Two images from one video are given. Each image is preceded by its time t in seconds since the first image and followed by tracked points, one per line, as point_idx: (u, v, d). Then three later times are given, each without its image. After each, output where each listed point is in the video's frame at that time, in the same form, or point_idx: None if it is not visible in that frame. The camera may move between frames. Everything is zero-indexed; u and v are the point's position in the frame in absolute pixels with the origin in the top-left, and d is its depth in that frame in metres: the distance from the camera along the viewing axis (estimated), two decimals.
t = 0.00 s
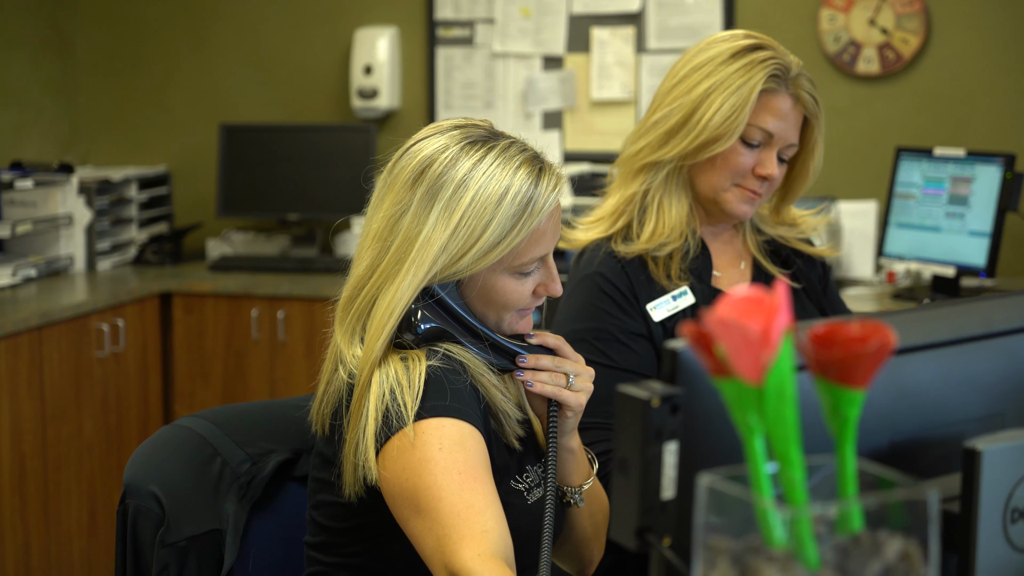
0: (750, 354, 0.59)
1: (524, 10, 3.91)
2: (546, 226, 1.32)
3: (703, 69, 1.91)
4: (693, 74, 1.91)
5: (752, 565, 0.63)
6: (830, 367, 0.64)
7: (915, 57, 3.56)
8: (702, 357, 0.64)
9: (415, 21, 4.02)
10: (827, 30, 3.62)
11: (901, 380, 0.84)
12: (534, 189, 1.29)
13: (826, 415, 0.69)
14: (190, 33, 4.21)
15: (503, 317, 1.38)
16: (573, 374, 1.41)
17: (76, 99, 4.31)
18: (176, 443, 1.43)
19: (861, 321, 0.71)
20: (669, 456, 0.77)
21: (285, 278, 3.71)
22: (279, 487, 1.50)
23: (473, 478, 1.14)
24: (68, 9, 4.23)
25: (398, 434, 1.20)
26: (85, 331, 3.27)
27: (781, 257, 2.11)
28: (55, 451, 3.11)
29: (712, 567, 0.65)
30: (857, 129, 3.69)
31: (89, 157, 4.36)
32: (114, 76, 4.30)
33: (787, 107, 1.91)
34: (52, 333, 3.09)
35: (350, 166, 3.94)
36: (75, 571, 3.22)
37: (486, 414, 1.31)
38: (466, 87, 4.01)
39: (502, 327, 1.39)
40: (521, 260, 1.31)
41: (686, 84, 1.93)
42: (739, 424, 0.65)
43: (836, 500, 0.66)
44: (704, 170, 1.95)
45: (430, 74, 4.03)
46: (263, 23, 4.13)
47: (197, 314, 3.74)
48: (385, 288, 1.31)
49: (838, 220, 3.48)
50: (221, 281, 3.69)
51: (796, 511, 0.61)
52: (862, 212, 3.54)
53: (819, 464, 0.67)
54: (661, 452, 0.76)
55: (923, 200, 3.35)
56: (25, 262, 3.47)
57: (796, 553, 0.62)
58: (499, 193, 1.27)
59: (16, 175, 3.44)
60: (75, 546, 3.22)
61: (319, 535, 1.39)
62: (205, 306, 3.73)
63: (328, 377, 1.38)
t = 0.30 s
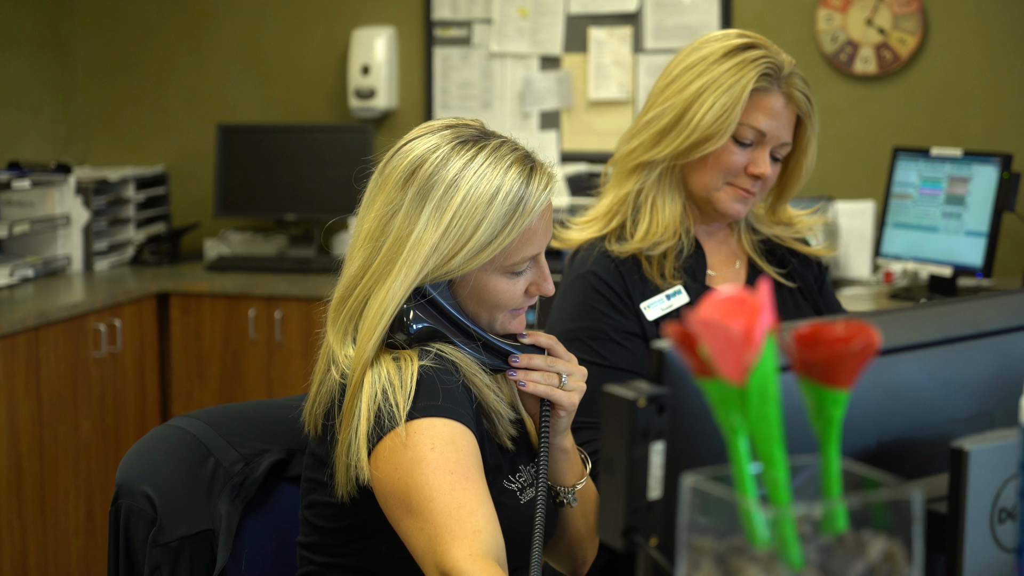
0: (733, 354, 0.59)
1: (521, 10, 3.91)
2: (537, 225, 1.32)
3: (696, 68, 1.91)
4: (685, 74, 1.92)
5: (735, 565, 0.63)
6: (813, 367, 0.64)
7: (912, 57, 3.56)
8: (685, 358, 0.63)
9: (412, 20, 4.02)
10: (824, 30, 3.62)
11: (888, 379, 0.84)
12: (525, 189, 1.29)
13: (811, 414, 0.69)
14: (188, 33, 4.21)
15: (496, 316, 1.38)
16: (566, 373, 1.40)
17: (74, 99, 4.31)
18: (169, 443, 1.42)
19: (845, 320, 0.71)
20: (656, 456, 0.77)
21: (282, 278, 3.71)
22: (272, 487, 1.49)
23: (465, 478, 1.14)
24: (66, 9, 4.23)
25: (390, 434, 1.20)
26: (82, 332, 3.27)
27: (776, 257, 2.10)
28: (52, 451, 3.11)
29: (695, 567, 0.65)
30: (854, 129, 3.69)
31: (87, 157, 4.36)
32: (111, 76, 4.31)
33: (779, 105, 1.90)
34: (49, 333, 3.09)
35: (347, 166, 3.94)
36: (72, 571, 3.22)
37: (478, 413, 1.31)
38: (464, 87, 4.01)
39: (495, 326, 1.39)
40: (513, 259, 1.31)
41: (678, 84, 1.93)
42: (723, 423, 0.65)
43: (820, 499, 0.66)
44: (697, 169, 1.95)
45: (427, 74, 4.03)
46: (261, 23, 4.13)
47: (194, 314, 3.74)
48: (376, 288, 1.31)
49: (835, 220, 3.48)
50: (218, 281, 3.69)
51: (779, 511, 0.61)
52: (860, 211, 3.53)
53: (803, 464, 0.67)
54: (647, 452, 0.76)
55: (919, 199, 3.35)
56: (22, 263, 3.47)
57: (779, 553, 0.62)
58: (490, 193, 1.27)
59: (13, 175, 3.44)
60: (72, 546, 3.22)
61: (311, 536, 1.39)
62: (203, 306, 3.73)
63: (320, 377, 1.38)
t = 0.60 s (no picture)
0: (714, 354, 0.59)
1: (518, 11, 3.91)
2: (529, 225, 1.32)
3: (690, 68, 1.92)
4: (679, 73, 1.92)
5: (716, 565, 0.63)
6: (796, 367, 0.64)
7: (909, 57, 3.56)
8: (668, 357, 0.63)
9: (409, 20, 4.02)
10: (821, 30, 3.62)
11: (876, 378, 0.84)
12: (517, 188, 1.29)
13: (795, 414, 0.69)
14: (185, 34, 4.21)
15: (488, 316, 1.38)
16: (559, 373, 1.40)
17: (71, 99, 4.31)
18: (161, 443, 1.42)
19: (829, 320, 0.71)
20: (641, 456, 0.77)
21: (279, 278, 3.71)
22: (264, 487, 1.50)
23: (456, 478, 1.14)
24: (63, 10, 4.23)
25: (382, 434, 1.20)
26: (79, 332, 3.27)
27: (773, 256, 2.09)
28: (49, 451, 3.11)
29: (677, 567, 0.65)
30: (851, 129, 3.69)
31: (84, 157, 4.36)
32: (108, 77, 4.30)
33: (772, 105, 1.90)
34: (46, 333, 3.09)
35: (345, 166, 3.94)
36: (69, 572, 3.22)
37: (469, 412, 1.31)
38: (461, 87, 4.01)
39: (487, 326, 1.39)
40: (505, 258, 1.31)
41: (673, 84, 1.93)
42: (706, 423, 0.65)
43: (803, 499, 0.66)
44: (690, 168, 1.95)
45: (425, 74, 4.03)
46: (258, 23, 4.13)
47: (191, 314, 3.74)
48: (369, 288, 1.31)
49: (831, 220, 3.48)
50: (215, 281, 3.69)
51: (760, 511, 0.61)
52: (856, 211, 3.52)
53: (786, 464, 0.67)
54: (633, 452, 0.76)
55: (916, 200, 3.35)
56: (19, 263, 3.47)
57: (761, 553, 0.62)
58: (482, 192, 1.27)
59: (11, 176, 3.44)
60: (69, 547, 3.22)
61: (303, 535, 1.39)
62: (200, 306, 3.73)
63: (313, 376, 1.38)
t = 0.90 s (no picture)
0: (696, 355, 0.59)
1: (516, 11, 3.91)
2: (521, 225, 1.32)
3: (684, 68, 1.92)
4: (673, 73, 1.92)
5: (698, 565, 0.63)
6: (779, 368, 0.64)
7: (906, 57, 3.56)
8: (651, 358, 0.63)
9: (407, 20, 4.02)
10: (818, 30, 3.62)
11: (863, 377, 0.85)
12: (507, 187, 1.29)
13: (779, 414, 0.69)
14: (182, 34, 4.21)
15: (480, 316, 1.37)
16: (551, 374, 1.40)
17: (69, 100, 4.31)
18: (153, 444, 1.42)
19: (813, 321, 0.71)
20: (627, 456, 0.77)
21: (276, 279, 3.71)
22: (256, 488, 1.49)
23: (446, 478, 1.14)
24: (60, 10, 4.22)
25: (372, 434, 1.20)
26: (75, 332, 3.26)
27: (768, 257, 2.09)
28: (45, 451, 3.11)
29: (660, 567, 0.65)
30: (848, 128, 3.69)
31: (81, 158, 4.36)
32: (105, 77, 4.30)
33: (766, 106, 1.90)
34: (42, 334, 3.09)
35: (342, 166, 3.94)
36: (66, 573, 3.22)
37: (461, 412, 1.32)
38: (458, 88, 4.01)
39: (479, 326, 1.39)
40: (497, 258, 1.31)
41: (667, 84, 1.93)
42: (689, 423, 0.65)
43: (786, 499, 0.66)
44: (683, 168, 1.96)
45: (422, 75, 4.03)
46: (255, 23, 4.13)
47: (187, 314, 3.74)
48: (359, 288, 1.31)
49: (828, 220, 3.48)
50: (212, 282, 3.69)
51: (742, 511, 0.61)
52: (853, 211, 3.52)
53: (769, 464, 0.67)
54: (618, 453, 0.76)
55: (913, 200, 3.35)
56: (16, 263, 3.47)
57: (743, 552, 0.62)
58: (472, 192, 1.27)
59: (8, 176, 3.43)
60: (66, 548, 3.22)
61: (296, 536, 1.39)
62: (196, 306, 3.73)
63: (305, 376, 1.38)
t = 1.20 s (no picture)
0: (676, 356, 0.59)
1: (512, 11, 3.91)
2: (509, 224, 1.32)
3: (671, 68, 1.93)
4: (660, 73, 1.93)
5: (678, 565, 0.63)
6: (760, 368, 0.64)
7: (903, 57, 3.55)
8: (632, 359, 0.63)
9: (404, 20, 4.02)
10: (815, 30, 3.62)
11: (850, 378, 0.85)
12: (495, 187, 1.30)
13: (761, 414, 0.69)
14: (179, 34, 4.21)
15: (471, 316, 1.38)
16: (542, 374, 1.40)
17: (66, 100, 4.31)
18: (145, 444, 1.42)
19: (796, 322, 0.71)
20: (611, 456, 0.77)
21: (273, 279, 3.71)
22: (249, 488, 1.49)
23: (435, 478, 1.14)
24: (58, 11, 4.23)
25: (362, 435, 1.20)
26: (73, 332, 3.26)
27: (760, 257, 2.08)
28: (42, 451, 3.11)
29: (642, 568, 0.65)
30: (845, 128, 3.69)
31: (79, 158, 4.36)
32: (103, 77, 4.30)
33: (752, 104, 1.90)
34: (39, 335, 3.09)
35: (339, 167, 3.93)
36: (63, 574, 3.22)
37: (450, 412, 1.32)
38: (455, 88, 4.01)
39: (470, 326, 1.39)
40: (485, 258, 1.32)
41: (654, 84, 1.94)
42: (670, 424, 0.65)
43: (768, 499, 0.66)
44: (670, 167, 1.96)
45: (419, 75, 4.03)
46: (252, 23, 4.13)
47: (185, 315, 3.75)
48: (349, 289, 1.32)
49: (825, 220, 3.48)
50: (209, 282, 3.69)
51: (723, 512, 0.61)
52: (851, 211, 3.52)
53: (751, 464, 0.67)
54: (602, 453, 0.76)
55: (910, 200, 3.35)
56: (14, 264, 3.47)
57: (725, 553, 0.61)
58: (461, 191, 1.28)
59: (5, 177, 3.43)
60: (63, 548, 3.22)
61: (287, 536, 1.38)
62: (194, 307, 3.73)
63: (295, 377, 1.38)
